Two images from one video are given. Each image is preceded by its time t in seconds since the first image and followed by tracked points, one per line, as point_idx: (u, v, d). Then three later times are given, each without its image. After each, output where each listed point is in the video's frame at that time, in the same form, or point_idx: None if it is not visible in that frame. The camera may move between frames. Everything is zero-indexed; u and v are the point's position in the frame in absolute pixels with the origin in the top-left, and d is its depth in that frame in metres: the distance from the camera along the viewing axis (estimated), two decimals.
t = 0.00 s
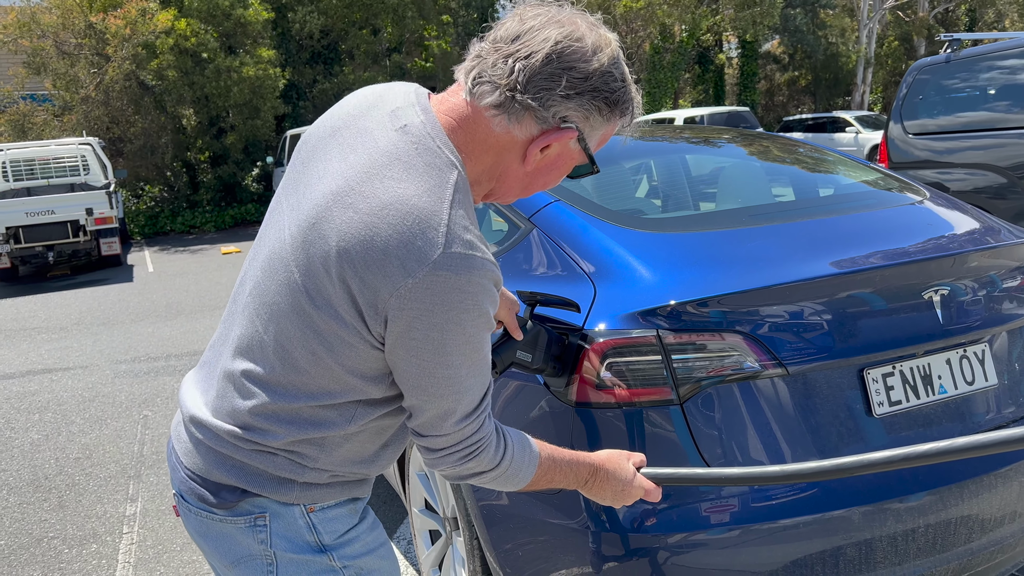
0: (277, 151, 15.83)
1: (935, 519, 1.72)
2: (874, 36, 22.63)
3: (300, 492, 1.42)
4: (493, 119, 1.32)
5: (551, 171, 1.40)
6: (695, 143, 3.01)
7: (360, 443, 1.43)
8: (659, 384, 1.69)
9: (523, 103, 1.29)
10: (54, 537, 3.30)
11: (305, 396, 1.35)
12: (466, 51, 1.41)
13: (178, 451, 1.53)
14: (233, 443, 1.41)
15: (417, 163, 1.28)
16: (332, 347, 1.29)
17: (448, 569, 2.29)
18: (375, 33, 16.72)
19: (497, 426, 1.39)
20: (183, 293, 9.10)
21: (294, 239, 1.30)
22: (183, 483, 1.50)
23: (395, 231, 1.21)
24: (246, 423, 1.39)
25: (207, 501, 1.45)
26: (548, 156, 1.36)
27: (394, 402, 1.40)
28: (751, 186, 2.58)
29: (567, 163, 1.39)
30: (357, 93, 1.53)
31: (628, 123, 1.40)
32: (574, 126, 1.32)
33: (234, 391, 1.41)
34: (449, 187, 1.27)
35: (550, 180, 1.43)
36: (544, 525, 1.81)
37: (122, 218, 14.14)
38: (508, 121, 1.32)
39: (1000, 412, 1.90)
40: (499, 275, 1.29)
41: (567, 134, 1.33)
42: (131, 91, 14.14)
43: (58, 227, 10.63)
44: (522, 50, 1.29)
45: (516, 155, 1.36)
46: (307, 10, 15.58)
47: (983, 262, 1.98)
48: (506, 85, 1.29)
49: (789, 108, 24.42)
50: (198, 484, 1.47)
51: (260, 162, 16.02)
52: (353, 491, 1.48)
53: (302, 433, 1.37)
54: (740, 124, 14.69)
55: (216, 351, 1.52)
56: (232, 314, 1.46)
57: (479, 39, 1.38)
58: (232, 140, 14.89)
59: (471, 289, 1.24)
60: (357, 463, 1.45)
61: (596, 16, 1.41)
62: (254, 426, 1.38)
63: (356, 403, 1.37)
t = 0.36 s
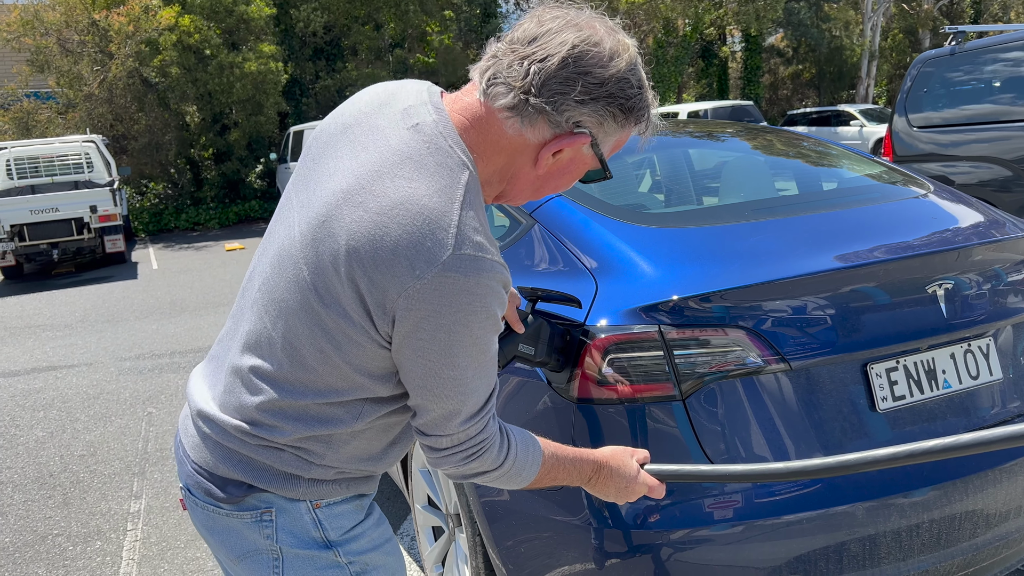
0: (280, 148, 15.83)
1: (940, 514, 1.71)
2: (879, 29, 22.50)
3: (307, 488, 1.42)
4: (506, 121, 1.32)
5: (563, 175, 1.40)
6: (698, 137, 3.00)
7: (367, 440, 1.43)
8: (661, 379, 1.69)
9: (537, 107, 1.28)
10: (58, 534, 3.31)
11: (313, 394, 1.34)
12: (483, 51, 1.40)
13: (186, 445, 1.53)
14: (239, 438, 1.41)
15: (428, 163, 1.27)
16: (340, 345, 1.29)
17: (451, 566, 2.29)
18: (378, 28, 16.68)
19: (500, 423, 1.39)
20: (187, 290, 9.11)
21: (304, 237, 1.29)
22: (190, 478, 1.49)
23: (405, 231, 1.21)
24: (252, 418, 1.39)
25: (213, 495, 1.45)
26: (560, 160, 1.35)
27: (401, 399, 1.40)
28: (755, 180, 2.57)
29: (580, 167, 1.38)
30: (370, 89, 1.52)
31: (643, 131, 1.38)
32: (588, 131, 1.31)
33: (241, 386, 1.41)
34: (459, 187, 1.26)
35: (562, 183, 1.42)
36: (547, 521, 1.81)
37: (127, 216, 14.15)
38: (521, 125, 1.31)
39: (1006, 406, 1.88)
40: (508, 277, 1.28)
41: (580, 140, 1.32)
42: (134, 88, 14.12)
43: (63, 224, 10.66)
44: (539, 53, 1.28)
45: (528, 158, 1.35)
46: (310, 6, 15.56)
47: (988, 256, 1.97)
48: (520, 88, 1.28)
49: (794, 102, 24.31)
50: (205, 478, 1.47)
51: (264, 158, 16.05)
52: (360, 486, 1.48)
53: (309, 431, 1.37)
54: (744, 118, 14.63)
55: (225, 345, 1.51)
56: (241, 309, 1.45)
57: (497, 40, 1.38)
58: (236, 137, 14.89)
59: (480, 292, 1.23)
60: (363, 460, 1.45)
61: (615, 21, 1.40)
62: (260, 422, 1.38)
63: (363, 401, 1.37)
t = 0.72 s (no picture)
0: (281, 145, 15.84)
1: (942, 511, 1.70)
2: (881, 24, 22.42)
3: (311, 486, 1.41)
4: (520, 123, 1.31)
5: (573, 177, 1.39)
6: (700, 133, 2.99)
7: (373, 440, 1.42)
8: (661, 375, 1.68)
9: (551, 109, 1.27)
10: (60, 532, 3.31)
11: (321, 391, 1.34)
12: (496, 52, 1.39)
13: (190, 439, 1.53)
14: (244, 434, 1.41)
15: (441, 160, 1.26)
16: (349, 341, 1.28)
17: (451, 564, 2.29)
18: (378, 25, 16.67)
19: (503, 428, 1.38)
20: (188, 289, 9.10)
21: (315, 231, 1.28)
22: (194, 472, 1.50)
23: (417, 227, 1.20)
24: (258, 414, 1.38)
25: (215, 490, 1.45)
26: (573, 161, 1.35)
27: (407, 398, 1.39)
28: (757, 175, 2.56)
29: (591, 168, 1.38)
30: (381, 87, 1.52)
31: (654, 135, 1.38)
32: (600, 135, 1.30)
33: (248, 381, 1.40)
34: (471, 184, 1.26)
35: (572, 184, 1.41)
36: (547, 518, 1.81)
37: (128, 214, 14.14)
38: (535, 126, 1.30)
39: (1008, 402, 1.88)
40: (518, 277, 1.27)
41: (592, 142, 1.31)
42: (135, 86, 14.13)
43: (64, 223, 10.66)
44: (553, 56, 1.27)
45: (540, 159, 1.34)
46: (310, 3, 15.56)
47: (990, 251, 1.96)
48: (534, 89, 1.27)
49: (795, 97, 24.23)
50: (208, 472, 1.47)
51: (265, 156, 16.06)
52: (363, 487, 1.48)
53: (316, 426, 1.36)
54: (745, 114, 14.61)
55: (233, 340, 1.51)
56: (250, 304, 1.45)
57: (510, 41, 1.37)
58: (237, 135, 14.87)
59: (489, 289, 1.22)
60: (368, 460, 1.44)
61: (628, 26, 1.39)
62: (267, 417, 1.38)
63: (369, 398, 1.36)
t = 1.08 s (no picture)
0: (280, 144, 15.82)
1: (943, 508, 1.70)
2: (882, 20, 22.35)
3: (328, 477, 1.40)
4: (543, 114, 1.30)
5: (593, 169, 1.39)
6: (700, 129, 2.99)
7: (396, 428, 1.41)
8: (661, 373, 1.67)
9: (576, 100, 1.27)
10: (60, 531, 3.31)
11: (346, 381, 1.33)
12: (516, 44, 1.39)
13: (211, 426, 1.53)
14: (266, 421, 1.40)
15: (467, 154, 1.25)
16: (377, 332, 1.27)
17: (451, 563, 2.29)
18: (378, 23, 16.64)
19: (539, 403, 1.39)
20: (188, 288, 9.08)
21: (344, 222, 1.27)
22: (214, 456, 1.49)
23: (447, 220, 1.19)
24: (284, 402, 1.37)
25: (234, 476, 1.45)
26: (594, 153, 1.35)
27: (433, 386, 1.38)
28: (757, 172, 2.55)
29: (611, 161, 1.38)
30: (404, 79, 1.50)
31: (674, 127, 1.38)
32: (623, 126, 1.31)
33: (273, 371, 1.39)
34: (499, 176, 1.25)
35: (591, 177, 1.42)
36: (547, 517, 1.80)
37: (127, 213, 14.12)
38: (558, 117, 1.30)
39: (1010, 398, 1.87)
40: (547, 267, 1.26)
41: (614, 135, 1.31)
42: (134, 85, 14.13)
43: (64, 222, 10.65)
44: (577, 48, 1.26)
45: (561, 152, 1.34)
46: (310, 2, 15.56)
47: (991, 247, 1.95)
48: (559, 80, 1.27)
49: (796, 94, 24.17)
50: (227, 459, 1.46)
51: (264, 155, 16.04)
52: (379, 480, 1.46)
53: (342, 415, 1.35)
54: (745, 111, 14.57)
55: (256, 329, 1.49)
56: (273, 294, 1.44)
57: (531, 34, 1.36)
58: (237, 134, 14.84)
59: (523, 280, 1.22)
60: (387, 450, 1.43)
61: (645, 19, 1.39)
62: (291, 407, 1.37)
63: (394, 388, 1.35)
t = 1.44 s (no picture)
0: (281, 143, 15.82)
1: (943, 507, 1.70)
2: (882, 17, 22.33)
3: (343, 473, 1.40)
4: (536, 103, 1.30)
5: (585, 156, 1.39)
6: (700, 127, 2.98)
7: (402, 422, 1.41)
8: (660, 372, 1.67)
9: (567, 89, 1.27)
10: (60, 531, 3.31)
11: (353, 377, 1.32)
12: (507, 36, 1.39)
13: (213, 435, 1.48)
14: (277, 424, 1.37)
15: (463, 144, 1.25)
16: (383, 325, 1.26)
17: (451, 562, 2.29)
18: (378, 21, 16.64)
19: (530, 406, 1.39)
20: (188, 287, 9.08)
21: (344, 219, 1.26)
22: (221, 465, 1.45)
23: (449, 209, 1.19)
24: (292, 402, 1.36)
25: (247, 483, 1.41)
26: (585, 141, 1.35)
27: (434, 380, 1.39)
28: (757, 170, 2.55)
29: (602, 149, 1.38)
30: (389, 77, 1.50)
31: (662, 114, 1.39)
32: (613, 114, 1.31)
33: (277, 372, 1.37)
34: (497, 166, 1.25)
35: (583, 165, 1.42)
36: (547, 515, 1.80)
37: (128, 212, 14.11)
38: (551, 106, 1.30)
39: (1010, 396, 1.87)
40: (546, 254, 1.27)
41: (605, 123, 1.31)
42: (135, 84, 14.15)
43: (64, 222, 10.65)
44: (567, 37, 1.26)
45: (553, 141, 1.35)
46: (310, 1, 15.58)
47: (991, 245, 1.95)
48: (549, 70, 1.27)
49: (796, 91, 24.18)
50: (238, 466, 1.42)
51: (265, 154, 16.03)
52: (390, 474, 1.47)
53: (352, 412, 1.34)
54: (745, 108, 14.57)
55: (254, 332, 1.48)
56: (271, 296, 1.42)
57: (522, 25, 1.36)
58: (236, 133, 14.83)
59: (523, 266, 1.23)
60: (396, 443, 1.43)
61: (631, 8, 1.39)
62: (299, 407, 1.35)
63: (400, 382, 1.35)
